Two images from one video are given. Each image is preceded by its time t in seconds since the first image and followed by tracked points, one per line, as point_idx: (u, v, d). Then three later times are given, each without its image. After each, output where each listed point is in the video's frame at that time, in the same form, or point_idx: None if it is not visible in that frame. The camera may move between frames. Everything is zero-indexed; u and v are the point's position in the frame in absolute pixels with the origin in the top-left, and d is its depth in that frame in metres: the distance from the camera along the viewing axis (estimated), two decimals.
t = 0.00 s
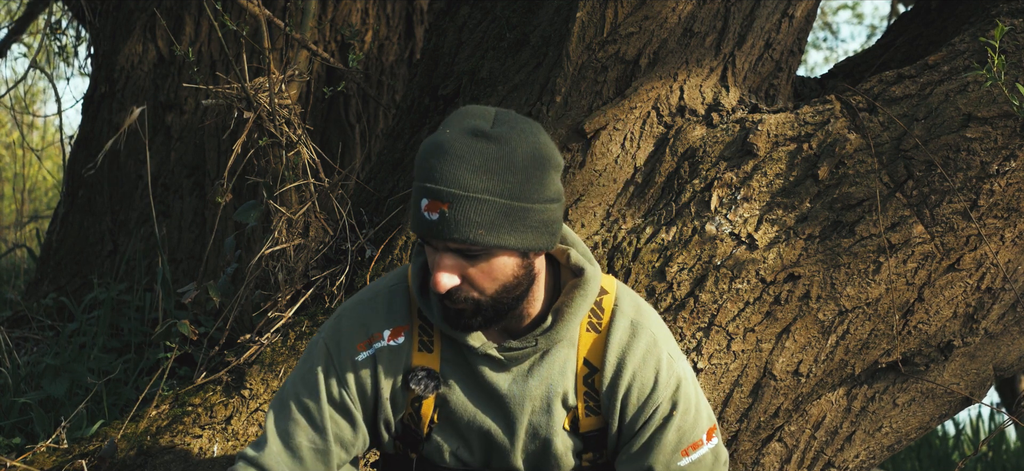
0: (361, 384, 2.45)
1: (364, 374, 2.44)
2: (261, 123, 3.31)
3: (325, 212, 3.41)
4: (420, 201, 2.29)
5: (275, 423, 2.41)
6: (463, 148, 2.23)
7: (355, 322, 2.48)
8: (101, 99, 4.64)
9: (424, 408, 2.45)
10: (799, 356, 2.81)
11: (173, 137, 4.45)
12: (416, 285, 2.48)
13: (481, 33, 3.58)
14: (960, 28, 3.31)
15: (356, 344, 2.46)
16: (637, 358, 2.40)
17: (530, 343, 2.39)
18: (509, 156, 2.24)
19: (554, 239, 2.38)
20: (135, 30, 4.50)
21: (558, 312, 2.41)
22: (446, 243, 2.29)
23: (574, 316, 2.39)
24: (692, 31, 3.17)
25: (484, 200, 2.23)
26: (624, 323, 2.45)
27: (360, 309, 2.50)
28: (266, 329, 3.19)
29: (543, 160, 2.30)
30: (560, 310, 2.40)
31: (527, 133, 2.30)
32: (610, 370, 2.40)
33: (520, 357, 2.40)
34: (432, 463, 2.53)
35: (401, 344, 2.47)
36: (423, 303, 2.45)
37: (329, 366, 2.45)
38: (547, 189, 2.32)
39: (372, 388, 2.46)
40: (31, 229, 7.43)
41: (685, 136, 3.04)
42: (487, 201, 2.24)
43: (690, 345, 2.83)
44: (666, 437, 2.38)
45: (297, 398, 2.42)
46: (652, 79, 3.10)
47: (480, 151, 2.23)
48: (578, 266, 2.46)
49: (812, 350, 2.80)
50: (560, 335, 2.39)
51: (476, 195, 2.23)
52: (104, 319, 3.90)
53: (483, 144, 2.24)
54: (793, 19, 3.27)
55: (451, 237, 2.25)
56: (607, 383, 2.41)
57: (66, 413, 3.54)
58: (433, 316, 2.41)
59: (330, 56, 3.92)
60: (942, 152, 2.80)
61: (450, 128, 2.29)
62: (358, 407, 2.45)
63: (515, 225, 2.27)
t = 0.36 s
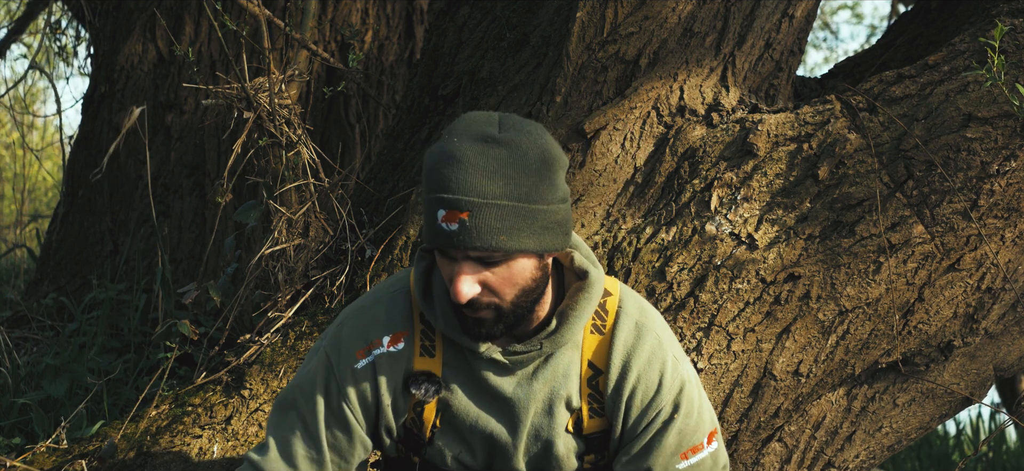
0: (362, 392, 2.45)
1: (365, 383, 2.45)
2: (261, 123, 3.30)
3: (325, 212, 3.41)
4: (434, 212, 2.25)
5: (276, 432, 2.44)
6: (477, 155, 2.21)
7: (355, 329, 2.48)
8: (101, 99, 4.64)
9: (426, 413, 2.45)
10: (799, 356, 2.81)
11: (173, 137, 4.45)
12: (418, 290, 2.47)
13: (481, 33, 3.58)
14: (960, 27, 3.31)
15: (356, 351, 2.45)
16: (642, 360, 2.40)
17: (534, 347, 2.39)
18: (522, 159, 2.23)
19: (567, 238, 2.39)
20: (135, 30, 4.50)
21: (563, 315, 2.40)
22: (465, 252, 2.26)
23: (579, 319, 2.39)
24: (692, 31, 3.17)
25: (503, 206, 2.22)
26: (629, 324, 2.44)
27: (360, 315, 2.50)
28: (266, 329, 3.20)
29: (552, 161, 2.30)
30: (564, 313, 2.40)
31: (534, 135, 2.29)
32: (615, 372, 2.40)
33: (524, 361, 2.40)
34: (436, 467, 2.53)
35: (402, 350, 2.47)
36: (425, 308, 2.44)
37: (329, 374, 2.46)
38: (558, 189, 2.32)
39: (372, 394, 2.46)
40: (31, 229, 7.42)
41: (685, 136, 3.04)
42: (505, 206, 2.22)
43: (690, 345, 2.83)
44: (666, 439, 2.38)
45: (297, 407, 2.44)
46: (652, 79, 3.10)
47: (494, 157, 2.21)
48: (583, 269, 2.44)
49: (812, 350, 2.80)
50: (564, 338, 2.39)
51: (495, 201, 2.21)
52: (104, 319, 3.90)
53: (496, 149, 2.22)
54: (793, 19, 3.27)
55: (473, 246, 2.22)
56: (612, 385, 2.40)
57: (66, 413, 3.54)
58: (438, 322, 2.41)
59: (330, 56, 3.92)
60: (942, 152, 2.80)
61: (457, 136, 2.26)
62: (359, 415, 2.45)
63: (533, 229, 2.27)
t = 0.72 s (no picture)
0: (370, 389, 2.45)
1: (372, 380, 2.45)
2: (261, 123, 3.31)
3: (325, 212, 3.41)
4: (459, 232, 2.19)
5: (288, 437, 2.43)
6: (497, 171, 2.15)
7: (359, 329, 2.48)
8: (101, 100, 4.64)
9: (429, 411, 2.46)
10: (799, 356, 2.81)
11: (173, 137, 4.45)
12: (420, 290, 2.47)
13: (481, 33, 3.58)
14: (960, 27, 3.32)
15: (361, 350, 2.45)
16: (635, 357, 2.40)
17: (535, 346, 2.38)
18: (541, 170, 2.19)
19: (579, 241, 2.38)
20: (135, 30, 4.50)
21: (563, 315, 2.39)
22: (493, 268, 2.22)
23: (578, 318, 2.38)
24: (692, 31, 3.17)
25: (530, 218, 2.18)
26: (626, 322, 2.44)
27: (364, 315, 2.50)
28: (267, 329, 3.21)
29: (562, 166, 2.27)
30: (565, 313, 2.39)
31: (544, 141, 2.25)
32: (608, 370, 2.41)
33: (525, 360, 2.39)
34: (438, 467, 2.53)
35: (406, 349, 2.47)
36: (429, 307, 2.44)
37: (336, 375, 2.46)
38: (571, 194, 2.30)
39: (379, 392, 2.46)
40: (31, 229, 7.42)
41: (685, 136, 3.04)
42: (532, 219, 2.18)
43: (690, 345, 2.83)
44: (648, 436, 2.38)
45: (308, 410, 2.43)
46: (652, 79, 3.10)
47: (515, 171, 2.16)
48: (583, 267, 2.42)
49: (812, 350, 2.81)
50: (565, 338, 2.38)
51: (522, 216, 2.17)
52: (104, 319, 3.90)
53: (514, 162, 2.17)
54: (793, 19, 3.27)
55: (503, 262, 2.19)
56: (604, 382, 2.41)
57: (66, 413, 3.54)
58: (442, 321, 2.42)
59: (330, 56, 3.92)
60: (942, 152, 2.80)
61: (471, 152, 2.19)
62: (369, 413, 2.45)
63: (555, 238, 2.24)
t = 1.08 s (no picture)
0: (364, 393, 2.45)
1: (365, 383, 2.45)
2: (261, 123, 3.31)
3: (325, 212, 3.41)
4: (441, 240, 2.20)
5: (286, 445, 2.44)
6: (475, 177, 2.16)
7: (352, 332, 2.47)
8: (101, 99, 4.63)
9: (423, 413, 2.47)
10: (799, 356, 2.81)
11: (173, 137, 4.45)
12: (412, 293, 2.46)
13: (481, 33, 3.58)
14: (960, 28, 3.31)
15: (353, 355, 2.45)
16: (626, 360, 2.38)
17: (526, 348, 2.38)
18: (520, 174, 2.20)
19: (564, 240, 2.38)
20: (135, 29, 4.50)
21: (554, 318, 2.39)
22: (477, 274, 2.23)
23: (570, 321, 2.38)
24: (692, 31, 3.17)
25: (510, 222, 2.19)
26: (618, 324, 2.43)
27: (357, 319, 2.49)
28: (267, 329, 3.21)
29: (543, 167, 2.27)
30: (556, 315, 2.38)
31: (521, 143, 2.25)
32: (600, 372, 2.40)
33: (517, 361, 2.40)
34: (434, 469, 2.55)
35: (398, 352, 2.47)
36: (420, 310, 2.44)
37: (330, 380, 2.46)
38: (552, 195, 2.30)
39: (372, 395, 2.46)
40: (30, 229, 7.41)
41: (685, 136, 3.04)
42: (513, 222, 2.19)
43: (689, 345, 2.83)
44: (639, 439, 2.36)
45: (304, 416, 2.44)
46: (652, 79, 3.10)
47: (493, 177, 2.17)
48: (574, 269, 2.41)
49: (812, 350, 2.80)
50: (556, 340, 2.38)
51: (504, 220, 2.18)
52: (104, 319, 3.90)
53: (492, 167, 2.18)
54: (793, 19, 3.27)
55: (486, 267, 2.20)
56: (596, 384, 2.41)
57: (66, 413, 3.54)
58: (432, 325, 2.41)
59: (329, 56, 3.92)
60: (942, 152, 2.79)
61: (447, 159, 2.20)
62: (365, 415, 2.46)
63: (539, 241, 2.25)
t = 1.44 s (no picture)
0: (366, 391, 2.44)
1: (367, 381, 2.44)
2: (261, 123, 3.31)
3: (325, 212, 3.41)
4: (441, 237, 2.21)
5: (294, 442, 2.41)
6: (473, 173, 2.17)
7: (355, 329, 2.47)
8: (100, 99, 4.63)
9: (424, 413, 2.46)
10: (799, 356, 2.81)
11: (173, 137, 4.45)
12: (413, 292, 2.46)
13: (481, 33, 3.58)
14: (960, 28, 3.31)
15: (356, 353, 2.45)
16: (624, 360, 2.39)
17: (524, 348, 2.38)
18: (516, 168, 2.21)
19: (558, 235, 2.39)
20: (135, 29, 4.50)
21: (552, 318, 2.39)
22: (478, 270, 2.24)
23: (567, 322, 2.38)
24: (692, 31, 3.17)
25: (508, 217, 2.20)
26: (616, 325, 2.43)
27: (360, 317, 2.49)
28: (267, 329, 3.20)
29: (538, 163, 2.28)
30: (554, 315, 2.39)
31: (517, 140, 2.26)
32: (597, 373, 2.40)
33: (515, 362, 2.39)
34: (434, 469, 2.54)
35: (400, 350, 2.46)
36: (420, 309, 2.44)
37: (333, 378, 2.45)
38: (548, 189, 2.31)
39: (374, 392, 2.45)
40: (30, 229, 7.40)
41: (685, 136, 3.04)
42: (511, 218, 2.20)
43: (689, 344, 2.83)
44: (637, 441, 2.36)
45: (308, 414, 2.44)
46: (652, 78, 3.10)
47: (490, 172, 2.18)
48: (572, 269, 2.42)
49: (812, 350, 2.80)
50: (554, 340, 2.38)
51: (504, 215, 2.19)
52: (104, 319, 3.90)
53: (488, 162, 2.19)
54: (793, 19, 3.27)
55: (487, 263, 2.21)
56: (593, 385, 2.41)
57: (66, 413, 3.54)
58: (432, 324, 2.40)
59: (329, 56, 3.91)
60: (942, 152, 2.79)
61: (445, 157, 2.21)
62: (368, 413, 2.44)
63: (538, 235, 2.26)
